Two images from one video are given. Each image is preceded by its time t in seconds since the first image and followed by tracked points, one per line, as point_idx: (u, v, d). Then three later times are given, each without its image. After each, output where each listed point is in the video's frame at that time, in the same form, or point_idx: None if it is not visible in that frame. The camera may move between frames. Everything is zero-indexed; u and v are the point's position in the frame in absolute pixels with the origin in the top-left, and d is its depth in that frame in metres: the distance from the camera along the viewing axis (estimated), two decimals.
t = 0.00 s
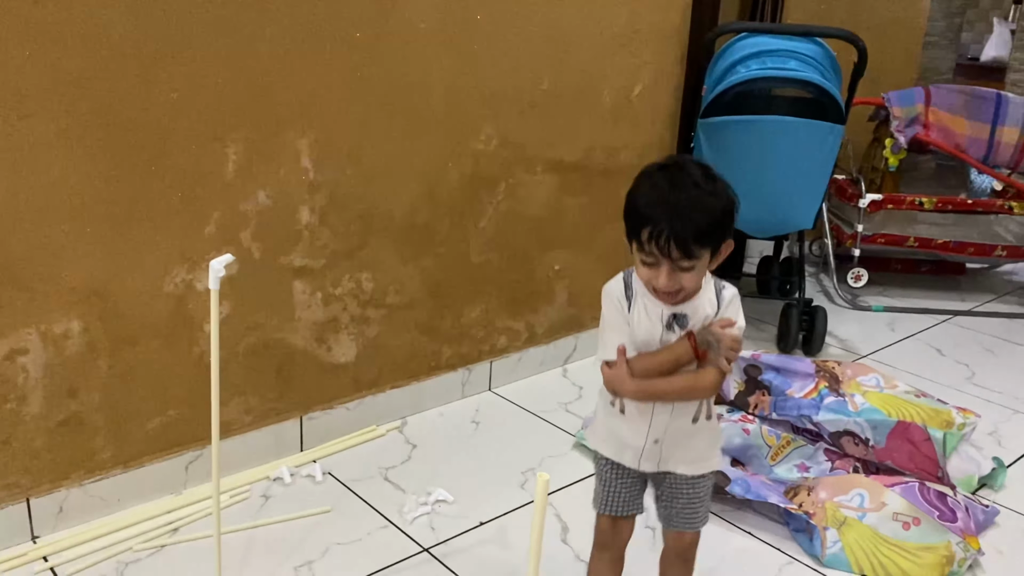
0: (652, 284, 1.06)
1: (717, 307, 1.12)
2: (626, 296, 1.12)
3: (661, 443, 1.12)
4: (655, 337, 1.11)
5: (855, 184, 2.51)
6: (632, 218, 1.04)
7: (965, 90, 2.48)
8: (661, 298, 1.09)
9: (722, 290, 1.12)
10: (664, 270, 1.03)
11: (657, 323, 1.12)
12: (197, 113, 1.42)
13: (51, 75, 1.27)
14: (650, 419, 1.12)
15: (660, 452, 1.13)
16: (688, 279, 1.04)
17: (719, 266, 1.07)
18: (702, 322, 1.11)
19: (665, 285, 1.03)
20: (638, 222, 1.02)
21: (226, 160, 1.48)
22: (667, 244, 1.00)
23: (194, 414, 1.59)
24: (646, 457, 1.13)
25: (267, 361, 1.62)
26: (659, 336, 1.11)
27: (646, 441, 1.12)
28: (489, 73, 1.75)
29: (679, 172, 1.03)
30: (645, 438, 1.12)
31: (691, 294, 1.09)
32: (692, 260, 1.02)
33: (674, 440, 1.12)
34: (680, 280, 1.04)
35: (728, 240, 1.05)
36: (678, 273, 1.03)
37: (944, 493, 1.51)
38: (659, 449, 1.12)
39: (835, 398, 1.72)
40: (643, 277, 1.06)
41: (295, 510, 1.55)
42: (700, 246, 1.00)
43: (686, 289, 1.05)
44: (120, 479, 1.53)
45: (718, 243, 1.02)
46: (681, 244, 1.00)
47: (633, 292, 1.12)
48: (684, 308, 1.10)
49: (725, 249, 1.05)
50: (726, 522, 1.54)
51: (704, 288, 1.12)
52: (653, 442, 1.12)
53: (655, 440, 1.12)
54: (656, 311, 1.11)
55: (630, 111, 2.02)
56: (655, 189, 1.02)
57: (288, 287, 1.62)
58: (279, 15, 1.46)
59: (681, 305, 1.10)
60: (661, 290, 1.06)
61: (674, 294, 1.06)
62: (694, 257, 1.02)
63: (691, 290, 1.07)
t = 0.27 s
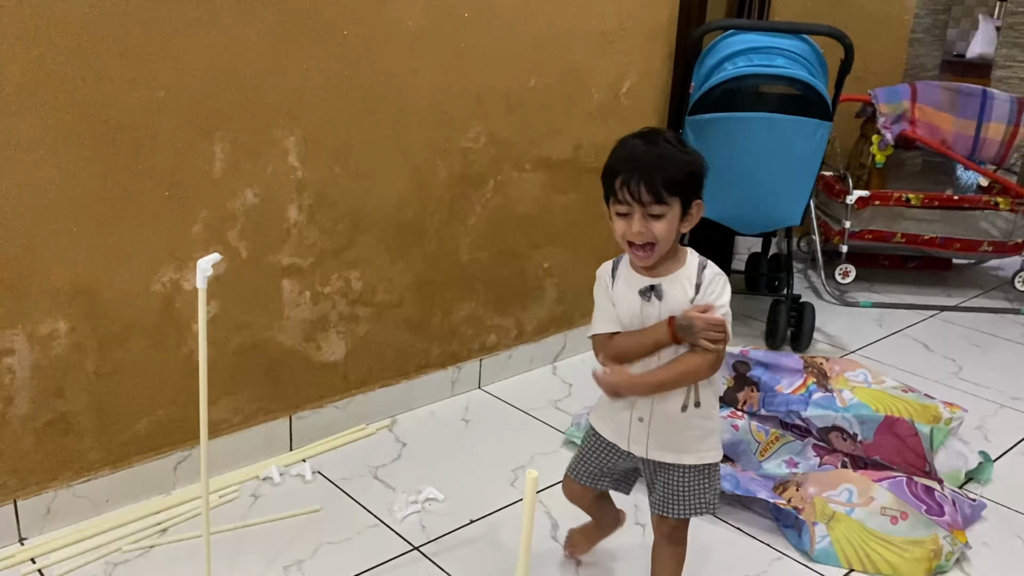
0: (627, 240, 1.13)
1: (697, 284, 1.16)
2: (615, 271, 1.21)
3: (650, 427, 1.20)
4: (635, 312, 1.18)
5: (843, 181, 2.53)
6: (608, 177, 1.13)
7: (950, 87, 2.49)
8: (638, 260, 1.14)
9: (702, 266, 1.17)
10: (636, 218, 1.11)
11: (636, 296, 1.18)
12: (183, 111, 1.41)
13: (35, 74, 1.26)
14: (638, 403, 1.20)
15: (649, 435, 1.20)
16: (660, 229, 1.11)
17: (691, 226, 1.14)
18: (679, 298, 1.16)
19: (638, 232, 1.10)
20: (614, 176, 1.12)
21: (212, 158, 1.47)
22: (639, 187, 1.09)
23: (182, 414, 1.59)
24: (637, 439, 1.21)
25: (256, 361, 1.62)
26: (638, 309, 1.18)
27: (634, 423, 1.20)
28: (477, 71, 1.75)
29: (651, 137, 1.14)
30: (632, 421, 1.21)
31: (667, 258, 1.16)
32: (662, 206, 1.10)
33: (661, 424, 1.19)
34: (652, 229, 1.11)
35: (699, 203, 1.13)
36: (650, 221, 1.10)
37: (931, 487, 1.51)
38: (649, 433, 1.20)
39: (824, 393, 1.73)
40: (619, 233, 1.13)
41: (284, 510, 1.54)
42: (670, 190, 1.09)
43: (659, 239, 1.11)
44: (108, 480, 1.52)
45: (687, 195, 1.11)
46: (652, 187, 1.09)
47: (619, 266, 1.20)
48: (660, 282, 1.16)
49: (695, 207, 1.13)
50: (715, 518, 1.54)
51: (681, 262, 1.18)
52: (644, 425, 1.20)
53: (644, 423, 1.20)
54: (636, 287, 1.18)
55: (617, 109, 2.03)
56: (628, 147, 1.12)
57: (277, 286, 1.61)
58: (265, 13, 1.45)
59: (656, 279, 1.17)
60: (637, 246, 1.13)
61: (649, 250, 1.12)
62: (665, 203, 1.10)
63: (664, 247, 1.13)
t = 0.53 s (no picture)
0: (606, 216, 1.21)
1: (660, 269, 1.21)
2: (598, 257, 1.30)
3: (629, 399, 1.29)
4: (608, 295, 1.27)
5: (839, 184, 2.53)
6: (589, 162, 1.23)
7: (946, 90, 2.49)
8: (615, 237, 1.22)
9: (674, 249, 1.22)
10: (613, 193, 1.19)
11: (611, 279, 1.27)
12: (179, 118, 1.41)
13: (31, 82, 1.26)
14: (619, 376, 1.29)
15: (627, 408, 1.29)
16: (636, 205, 1.19)
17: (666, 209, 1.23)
18: (644, 282, 1.22)
19: (615, 206, 1.19)
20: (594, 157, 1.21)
21: (209, 166, 1.47)
22: (616, 164, 1.18)
23: (179, 421, 1.58)
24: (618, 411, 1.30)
25: (253, 367, 1.62)
26: (609, 291, 1.27)
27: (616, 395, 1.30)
28: (474, 77, 1.75)
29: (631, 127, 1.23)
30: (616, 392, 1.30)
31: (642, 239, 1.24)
32: (638, 183, 1.19)
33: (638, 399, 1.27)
34: (628, 204, 1.19)
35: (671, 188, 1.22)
36: (626, 196, 1.19)
37: (929, 492, 1.52)
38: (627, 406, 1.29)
39: (821, 397, 1.74)
40: (599, 210, 1.21)
41: (282, 517, 1.54)
42: (646, 167, 1.18)
43: (635, 215, 1.19)
44: (105, 488, 1.52)
45: (660, 175, 1.20)
46: (628, 164, 1.18)
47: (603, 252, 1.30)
48: (627, 264, 1.24)
49: (668, 191, 1.22)
50: (713, 523, 1.54)
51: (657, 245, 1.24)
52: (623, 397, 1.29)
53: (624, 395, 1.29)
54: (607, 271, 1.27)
55: (614, 114, 2.03)
56: (607, 134, 1.22)
57: (274, 292, 1.61)
58: (261, 20, 1.45)
59: (626, 260, 1.24)
60: (615, 222, 1.21)
61: (625, 227, 1.20)
62: (640, 180, 1.18)
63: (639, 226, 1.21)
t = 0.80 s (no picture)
0: (645, 223, 1.23)
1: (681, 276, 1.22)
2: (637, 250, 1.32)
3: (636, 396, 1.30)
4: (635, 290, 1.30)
5: (839, 191, 2.54)
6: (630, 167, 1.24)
7: (945, 96, 2.50)
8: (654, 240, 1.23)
9: (707, 258, 1.22)
10: (648, 202, 1.21)
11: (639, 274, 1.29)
12: (181, 130, 1.42)
13: (34, 95, 1.26)
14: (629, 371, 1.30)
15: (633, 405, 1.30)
16: (670, 211, 1.20)
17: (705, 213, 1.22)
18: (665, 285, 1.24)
19: (652, 214, 1.20)
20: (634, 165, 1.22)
21: (211, 177, 1.47)
22: (651, 173, 1.19)
23: (182, 432, 1.58)
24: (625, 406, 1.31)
25: (256, 378, 1.62)
26: (636, 287, 1.29)
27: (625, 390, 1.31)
28: (475, 86, 1.75)
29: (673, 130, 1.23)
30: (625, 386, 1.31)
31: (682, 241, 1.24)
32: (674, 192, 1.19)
33: (644, 398, 1.28)
34: (663, 213, 1.20)
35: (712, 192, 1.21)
36: (662, 206, 1.20)
37: (932, 500, 1.53)
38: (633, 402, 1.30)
39: (823, 405, 1.72)
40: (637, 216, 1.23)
41: (285, 528, 1.54)
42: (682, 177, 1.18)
43: (672, 222, 1.20)
44: (108, 500, 1.51)
45: (697, 182, 1.19)
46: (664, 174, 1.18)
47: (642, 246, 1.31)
48: (656, 263, 1.26)
49: (709, 195, 1.21)
50: (716, 533, 1.54)
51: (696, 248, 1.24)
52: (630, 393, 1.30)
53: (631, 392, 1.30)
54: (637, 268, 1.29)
55: (614, 122, 2.03)
56: (646, 139, 1.22)
57: (276, 302, 1.61)
58: (263, 32, 1.46)
59: (658, 260, 1.26)
60: (654, 228, 1.23)
61: (662, 232, 1.22)
62: (675, 188, 1.19)
63: (676, 230, 1.22)
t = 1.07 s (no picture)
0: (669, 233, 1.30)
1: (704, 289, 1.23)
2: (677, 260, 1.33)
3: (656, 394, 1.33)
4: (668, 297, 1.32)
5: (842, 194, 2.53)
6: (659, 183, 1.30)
7: (948, 99, 2.50)
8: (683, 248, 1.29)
9: (732, 273, 1.22)
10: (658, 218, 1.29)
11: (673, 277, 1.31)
12: (183, 136, 1.41)
13: (36, 101, 1.26)
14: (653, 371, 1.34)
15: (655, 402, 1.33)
16: (669, 228, 1.26)
17: (700, 224, 1.22)
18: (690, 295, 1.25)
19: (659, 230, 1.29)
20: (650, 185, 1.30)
21: (213, 183, 1.47)
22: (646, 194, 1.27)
23: (184, 438, 1.58)
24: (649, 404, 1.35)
25: (258, 383, 1.62)
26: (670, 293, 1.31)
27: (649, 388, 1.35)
28: (476, 90, 1.75)
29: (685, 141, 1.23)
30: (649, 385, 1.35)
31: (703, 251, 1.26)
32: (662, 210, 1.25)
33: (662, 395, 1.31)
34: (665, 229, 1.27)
35: (700, 204, 1.21)
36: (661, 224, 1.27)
37: (937, 504, 1.52)
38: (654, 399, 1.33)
39: (827, 410, 1.73)
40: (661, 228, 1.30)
41: (287, 534, 1.54)
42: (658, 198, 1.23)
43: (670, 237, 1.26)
44: (109, 506, 1.51)
45: (675, 199, 1.22)
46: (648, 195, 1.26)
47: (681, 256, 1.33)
48: (688, 275, 1.27)
49: (691, 207, 1.21)
50: (720, 538, 1.53)
51: (724, 261, 1.24)
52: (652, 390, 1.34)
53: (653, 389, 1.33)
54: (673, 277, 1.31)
55: (617, 126, 2.03)
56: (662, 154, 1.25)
57: (279, 308, 1.61)
58: (265, 37, 1.46)
59: (689, 271, 1.27)
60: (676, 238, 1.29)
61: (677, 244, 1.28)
62: (661, 206, 1.25)
63: (687, 240, 1.26)
